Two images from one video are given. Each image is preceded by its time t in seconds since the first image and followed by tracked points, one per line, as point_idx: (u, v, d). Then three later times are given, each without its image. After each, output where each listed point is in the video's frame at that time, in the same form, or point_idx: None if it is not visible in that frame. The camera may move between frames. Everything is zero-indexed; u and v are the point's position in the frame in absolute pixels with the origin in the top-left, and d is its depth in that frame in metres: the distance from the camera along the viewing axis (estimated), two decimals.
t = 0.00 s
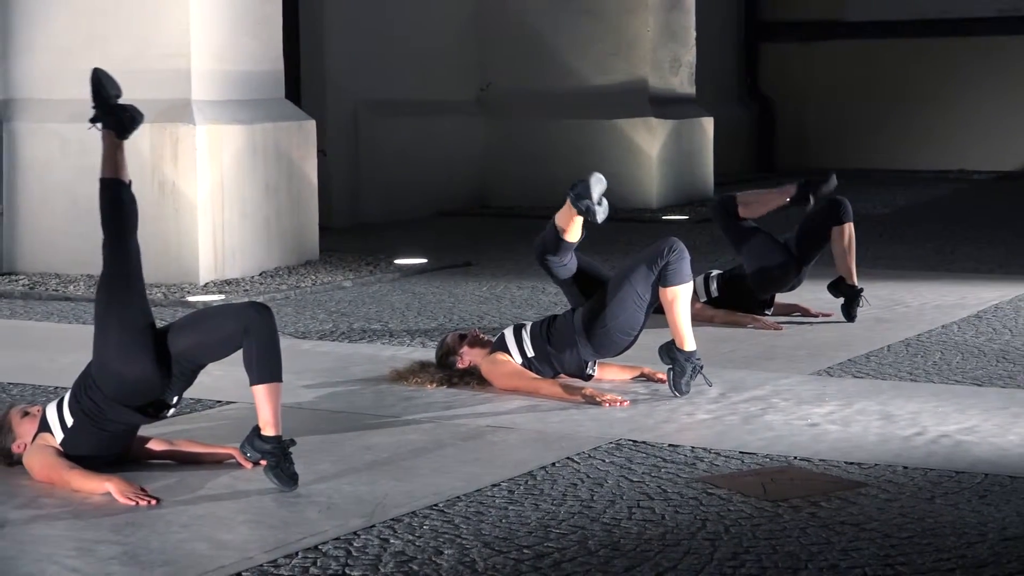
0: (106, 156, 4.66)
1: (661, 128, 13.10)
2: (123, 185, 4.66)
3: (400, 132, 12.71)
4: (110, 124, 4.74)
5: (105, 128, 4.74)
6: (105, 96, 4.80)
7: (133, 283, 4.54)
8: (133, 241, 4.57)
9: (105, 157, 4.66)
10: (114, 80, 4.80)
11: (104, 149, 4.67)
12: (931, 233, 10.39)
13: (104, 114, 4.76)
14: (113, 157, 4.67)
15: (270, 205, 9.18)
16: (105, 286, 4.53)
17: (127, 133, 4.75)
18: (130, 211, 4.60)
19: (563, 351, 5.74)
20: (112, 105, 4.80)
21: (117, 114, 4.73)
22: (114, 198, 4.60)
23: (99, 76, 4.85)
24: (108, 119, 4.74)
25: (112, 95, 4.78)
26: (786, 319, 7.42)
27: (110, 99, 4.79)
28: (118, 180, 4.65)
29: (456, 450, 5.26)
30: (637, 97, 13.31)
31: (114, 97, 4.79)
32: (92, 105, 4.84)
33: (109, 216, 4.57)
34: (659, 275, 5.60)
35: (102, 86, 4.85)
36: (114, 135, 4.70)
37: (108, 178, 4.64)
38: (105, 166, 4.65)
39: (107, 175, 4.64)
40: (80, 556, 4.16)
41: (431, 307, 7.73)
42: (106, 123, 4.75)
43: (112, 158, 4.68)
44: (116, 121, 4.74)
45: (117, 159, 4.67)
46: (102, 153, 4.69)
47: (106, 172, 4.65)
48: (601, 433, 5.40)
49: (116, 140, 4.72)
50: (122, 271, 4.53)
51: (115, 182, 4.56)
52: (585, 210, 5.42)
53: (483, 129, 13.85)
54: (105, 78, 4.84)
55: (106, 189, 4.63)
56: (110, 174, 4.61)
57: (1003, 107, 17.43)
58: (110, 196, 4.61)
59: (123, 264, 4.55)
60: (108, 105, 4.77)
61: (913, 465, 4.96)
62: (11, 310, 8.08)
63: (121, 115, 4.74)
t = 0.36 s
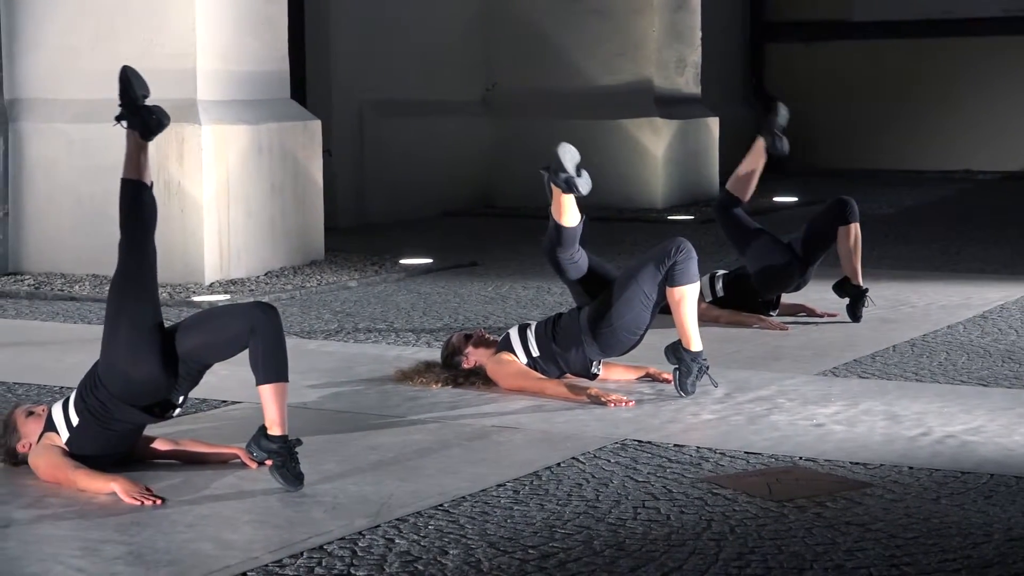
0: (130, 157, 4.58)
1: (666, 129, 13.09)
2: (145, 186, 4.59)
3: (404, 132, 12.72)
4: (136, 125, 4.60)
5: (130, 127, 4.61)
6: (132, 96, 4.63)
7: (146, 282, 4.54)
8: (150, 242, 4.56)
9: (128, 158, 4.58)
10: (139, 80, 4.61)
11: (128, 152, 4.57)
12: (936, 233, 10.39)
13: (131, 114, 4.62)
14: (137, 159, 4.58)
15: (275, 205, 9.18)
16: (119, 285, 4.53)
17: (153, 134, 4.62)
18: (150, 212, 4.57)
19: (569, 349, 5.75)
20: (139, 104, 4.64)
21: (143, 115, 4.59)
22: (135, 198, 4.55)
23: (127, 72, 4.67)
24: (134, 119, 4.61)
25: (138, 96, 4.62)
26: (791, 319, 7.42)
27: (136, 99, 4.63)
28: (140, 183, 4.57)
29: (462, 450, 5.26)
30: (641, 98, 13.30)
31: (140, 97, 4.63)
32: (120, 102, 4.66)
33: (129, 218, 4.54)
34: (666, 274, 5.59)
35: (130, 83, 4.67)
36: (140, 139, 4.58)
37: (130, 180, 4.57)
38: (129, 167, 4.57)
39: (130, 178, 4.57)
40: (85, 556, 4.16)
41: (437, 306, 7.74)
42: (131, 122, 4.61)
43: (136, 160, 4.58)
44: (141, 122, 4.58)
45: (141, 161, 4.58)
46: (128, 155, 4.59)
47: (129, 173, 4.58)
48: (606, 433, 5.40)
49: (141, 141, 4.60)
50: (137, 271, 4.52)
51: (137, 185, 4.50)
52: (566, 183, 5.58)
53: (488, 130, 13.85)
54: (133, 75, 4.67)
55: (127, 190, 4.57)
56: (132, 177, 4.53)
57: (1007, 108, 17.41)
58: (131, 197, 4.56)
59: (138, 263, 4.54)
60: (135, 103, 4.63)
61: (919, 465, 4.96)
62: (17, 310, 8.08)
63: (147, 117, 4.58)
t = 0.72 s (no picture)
0: (151, 167, 4.54)
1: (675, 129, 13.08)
2: (164, 197, 4.56)
3: (412, 134, 12.71)
4: (157, 132, 4.55)
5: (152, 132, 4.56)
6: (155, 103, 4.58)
7: (158, 286, 4.54)
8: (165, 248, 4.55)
9: (149, 168, 4.55)
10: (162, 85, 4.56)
11: (148, 162, 4.53)
12: (943, 233, 10.39)
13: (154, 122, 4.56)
14: (158, 168, 4.54)
15: (283, 205, 9.19)
16: (130, 287, 4.53)
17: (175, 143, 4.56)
18: (167, 222, 4.55)
19: (575, 345, 5.74)
20: (162, 110, 4.59)
21: (164, 123, 4.53)
22: (151, 207, 4.53)
23: (151, 78, 4.63)
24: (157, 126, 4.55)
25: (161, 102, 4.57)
26: (799, 319, 7.42)
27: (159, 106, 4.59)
28: (159, 193, 4.55)
29: (470, 450, 5.26)
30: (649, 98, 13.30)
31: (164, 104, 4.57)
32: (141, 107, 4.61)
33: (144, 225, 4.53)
34: (674, 274, 5.58)
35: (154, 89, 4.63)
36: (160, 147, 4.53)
37: (148, 189, 4.54)
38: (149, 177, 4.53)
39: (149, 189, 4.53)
40: (93, 556, 4.16)
41: (445, 307, 7.74)
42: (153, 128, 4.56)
43: (157, 169, 4.54)
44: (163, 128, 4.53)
45: (161, 171, 4.54)
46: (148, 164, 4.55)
47: (148, 183, 4.54)
48: (614, 433, 5.40)
49: (162, 150, 4.55)
50: (149, 274, 4.51)
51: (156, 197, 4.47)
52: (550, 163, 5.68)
53: (495, 130, 13.86)
54: (157, 81, 4.62)
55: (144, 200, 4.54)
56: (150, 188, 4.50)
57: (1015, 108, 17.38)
58: (148, 207, 4.54)
59: (151, 267, 4.53)
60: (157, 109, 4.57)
61: (928, 465, 4.95)
62: (26, 309, 8.10)
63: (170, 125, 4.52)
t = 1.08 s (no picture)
0: (174, 170, 4.52)
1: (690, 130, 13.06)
2: (187, 202, 4.54)
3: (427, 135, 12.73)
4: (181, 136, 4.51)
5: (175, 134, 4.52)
6: (181, 105, 4.54)
7: (177, 287, 4.52)
8: (186, 250, 4.53)
9: (173, 170, 4.52)
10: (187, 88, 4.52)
11: (173, 164, 4.50)
12: (958, 235, 10.37)
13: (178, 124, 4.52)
14: (181, 171, 4.52)
15: (299, 206, 9.21)
16: (149, 290, 4.53)
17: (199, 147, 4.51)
18: (188, 227, 4.54)
19: (586, 342, 5.75)
20: (187, 113, 4.54)
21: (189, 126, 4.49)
22: (173, 212, 4.51)
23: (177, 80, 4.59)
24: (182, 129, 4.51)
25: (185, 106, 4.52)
26: (814, 320, 7.42)
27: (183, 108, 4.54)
28: (182, 197, 4.52)
29: (485, 451, 5.26)
30: (664, 99, 13.30)
31: (188, 107, 4.53)
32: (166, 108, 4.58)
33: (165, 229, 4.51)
34: (687, 274, 5.58)
35: (179, 92, 4.59)
36: (184, 151, 4.49)
37: (172, 192, 4.51)
38: (173, 180, 4.51)
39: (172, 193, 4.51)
40: (109, 556, 4.17)
41: (461, 307, 7.75)
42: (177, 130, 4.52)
43: (181, 173, 4.52)
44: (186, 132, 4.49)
45: (184, 174, 4.52)
46: (172, 167, 4.52)
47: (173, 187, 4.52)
48: (629, 434, 5.40)
49: (186, 154, 4.51)
50: (169, 278, 4.50)
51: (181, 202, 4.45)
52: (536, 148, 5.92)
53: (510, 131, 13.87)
54: (182, 84, 4.58)
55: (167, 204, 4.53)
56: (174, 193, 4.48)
57: None
58: (169, 211, 4.52)
59: (171, 269, 4.52)
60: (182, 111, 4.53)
61: (943, 467, 4.94)
62: (42, 309, 8.13)
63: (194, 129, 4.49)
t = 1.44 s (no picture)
0: (198, 180, 4.49)
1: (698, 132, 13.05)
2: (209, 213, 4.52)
3: (436, 137, 12.74)
4: (207, 146, 4.46)
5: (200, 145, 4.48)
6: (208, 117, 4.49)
7: (192, 292, 4.52)
8: (204, 256, 4.53)
9: (197, 180, 4.49)
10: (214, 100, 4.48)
11: (196, 174, 4.47)
12: (966, 237, 10.36)
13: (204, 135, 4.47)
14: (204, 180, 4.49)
15: (307, 208, 9.22)
16: (163, 294, 4.53)
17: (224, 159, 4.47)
18: (208, 235, 4.53)
19: (592, 344, 5.74)
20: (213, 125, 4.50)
21: (214, 138, 4.44)
22: (194, 221, 4.50)
23: (206, 89, 4.55)
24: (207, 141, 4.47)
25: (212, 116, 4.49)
26: (822, 322, 7.42)
27: (210, 118, 4.50)
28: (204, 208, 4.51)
29: (494, 452, 5.26)
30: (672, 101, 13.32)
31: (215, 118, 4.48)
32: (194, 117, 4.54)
33: (184, 236, 4.51)
34: (695, 276, 5.60)
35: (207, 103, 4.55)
36: (208, 161, 4.45)
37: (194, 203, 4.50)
38: (195, 191, 4.49)
39: (195, 204, 4.49)
40: (118, 557, 4.17)
41: (469, 309, 7.75)
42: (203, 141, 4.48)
43: (203, 183, 4.49)
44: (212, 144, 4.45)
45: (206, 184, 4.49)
46: (195, 175, 4.49)
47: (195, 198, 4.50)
48: (637, 436, 5.41)
49: (210, 165, 4.48)
50: (184, 283, 4.50)
51: (203, 214, 4.43)
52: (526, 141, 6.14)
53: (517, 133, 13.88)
54: (210, 93, 4.55)
55: (189, 213, 4.51)
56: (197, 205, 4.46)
57: None
58: (189, 220, 4.51)
59: (186, 275, 4.52)
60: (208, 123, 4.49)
61: (951, 469, 4.94)
62: (51, 311, 8.14)
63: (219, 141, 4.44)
